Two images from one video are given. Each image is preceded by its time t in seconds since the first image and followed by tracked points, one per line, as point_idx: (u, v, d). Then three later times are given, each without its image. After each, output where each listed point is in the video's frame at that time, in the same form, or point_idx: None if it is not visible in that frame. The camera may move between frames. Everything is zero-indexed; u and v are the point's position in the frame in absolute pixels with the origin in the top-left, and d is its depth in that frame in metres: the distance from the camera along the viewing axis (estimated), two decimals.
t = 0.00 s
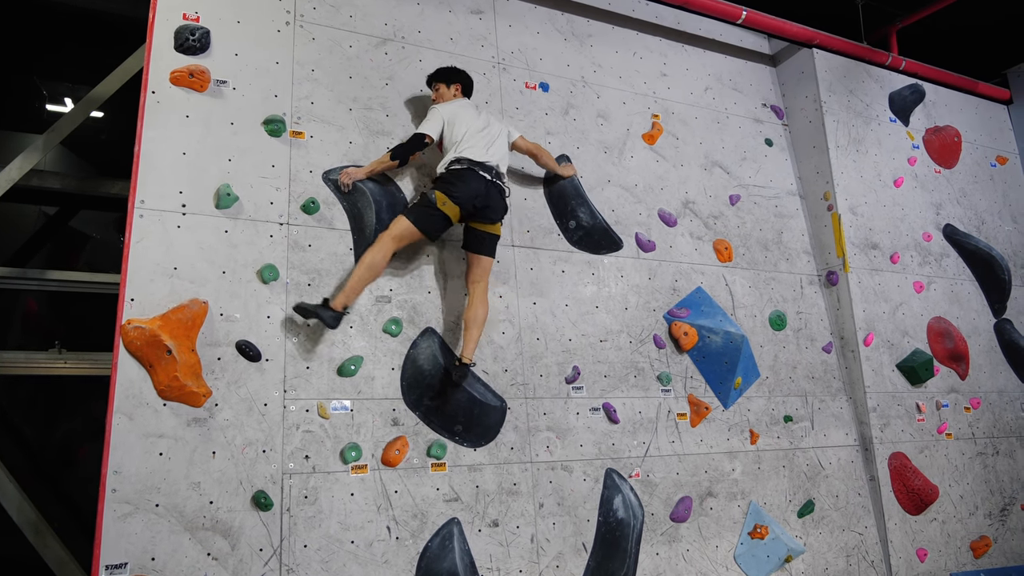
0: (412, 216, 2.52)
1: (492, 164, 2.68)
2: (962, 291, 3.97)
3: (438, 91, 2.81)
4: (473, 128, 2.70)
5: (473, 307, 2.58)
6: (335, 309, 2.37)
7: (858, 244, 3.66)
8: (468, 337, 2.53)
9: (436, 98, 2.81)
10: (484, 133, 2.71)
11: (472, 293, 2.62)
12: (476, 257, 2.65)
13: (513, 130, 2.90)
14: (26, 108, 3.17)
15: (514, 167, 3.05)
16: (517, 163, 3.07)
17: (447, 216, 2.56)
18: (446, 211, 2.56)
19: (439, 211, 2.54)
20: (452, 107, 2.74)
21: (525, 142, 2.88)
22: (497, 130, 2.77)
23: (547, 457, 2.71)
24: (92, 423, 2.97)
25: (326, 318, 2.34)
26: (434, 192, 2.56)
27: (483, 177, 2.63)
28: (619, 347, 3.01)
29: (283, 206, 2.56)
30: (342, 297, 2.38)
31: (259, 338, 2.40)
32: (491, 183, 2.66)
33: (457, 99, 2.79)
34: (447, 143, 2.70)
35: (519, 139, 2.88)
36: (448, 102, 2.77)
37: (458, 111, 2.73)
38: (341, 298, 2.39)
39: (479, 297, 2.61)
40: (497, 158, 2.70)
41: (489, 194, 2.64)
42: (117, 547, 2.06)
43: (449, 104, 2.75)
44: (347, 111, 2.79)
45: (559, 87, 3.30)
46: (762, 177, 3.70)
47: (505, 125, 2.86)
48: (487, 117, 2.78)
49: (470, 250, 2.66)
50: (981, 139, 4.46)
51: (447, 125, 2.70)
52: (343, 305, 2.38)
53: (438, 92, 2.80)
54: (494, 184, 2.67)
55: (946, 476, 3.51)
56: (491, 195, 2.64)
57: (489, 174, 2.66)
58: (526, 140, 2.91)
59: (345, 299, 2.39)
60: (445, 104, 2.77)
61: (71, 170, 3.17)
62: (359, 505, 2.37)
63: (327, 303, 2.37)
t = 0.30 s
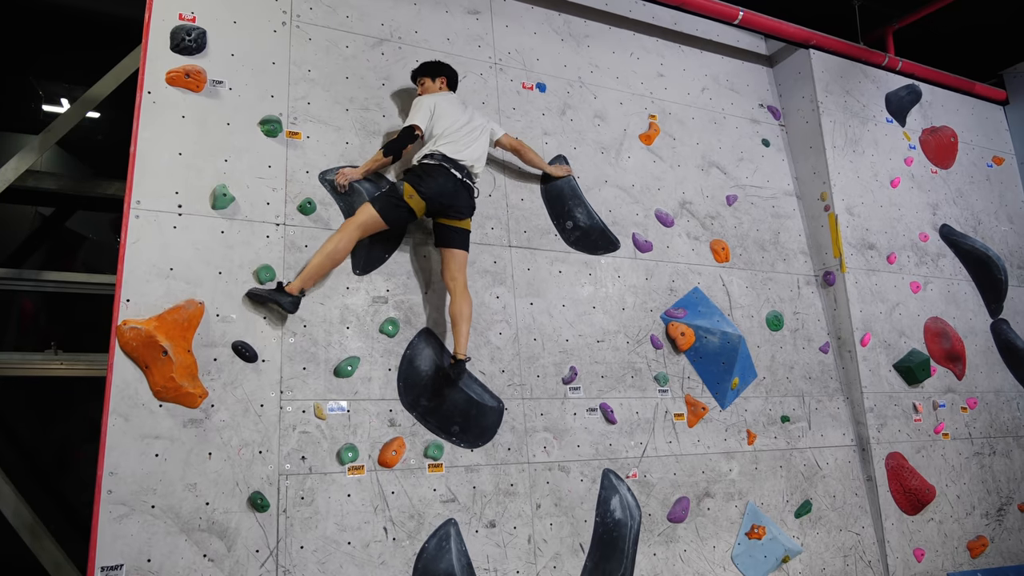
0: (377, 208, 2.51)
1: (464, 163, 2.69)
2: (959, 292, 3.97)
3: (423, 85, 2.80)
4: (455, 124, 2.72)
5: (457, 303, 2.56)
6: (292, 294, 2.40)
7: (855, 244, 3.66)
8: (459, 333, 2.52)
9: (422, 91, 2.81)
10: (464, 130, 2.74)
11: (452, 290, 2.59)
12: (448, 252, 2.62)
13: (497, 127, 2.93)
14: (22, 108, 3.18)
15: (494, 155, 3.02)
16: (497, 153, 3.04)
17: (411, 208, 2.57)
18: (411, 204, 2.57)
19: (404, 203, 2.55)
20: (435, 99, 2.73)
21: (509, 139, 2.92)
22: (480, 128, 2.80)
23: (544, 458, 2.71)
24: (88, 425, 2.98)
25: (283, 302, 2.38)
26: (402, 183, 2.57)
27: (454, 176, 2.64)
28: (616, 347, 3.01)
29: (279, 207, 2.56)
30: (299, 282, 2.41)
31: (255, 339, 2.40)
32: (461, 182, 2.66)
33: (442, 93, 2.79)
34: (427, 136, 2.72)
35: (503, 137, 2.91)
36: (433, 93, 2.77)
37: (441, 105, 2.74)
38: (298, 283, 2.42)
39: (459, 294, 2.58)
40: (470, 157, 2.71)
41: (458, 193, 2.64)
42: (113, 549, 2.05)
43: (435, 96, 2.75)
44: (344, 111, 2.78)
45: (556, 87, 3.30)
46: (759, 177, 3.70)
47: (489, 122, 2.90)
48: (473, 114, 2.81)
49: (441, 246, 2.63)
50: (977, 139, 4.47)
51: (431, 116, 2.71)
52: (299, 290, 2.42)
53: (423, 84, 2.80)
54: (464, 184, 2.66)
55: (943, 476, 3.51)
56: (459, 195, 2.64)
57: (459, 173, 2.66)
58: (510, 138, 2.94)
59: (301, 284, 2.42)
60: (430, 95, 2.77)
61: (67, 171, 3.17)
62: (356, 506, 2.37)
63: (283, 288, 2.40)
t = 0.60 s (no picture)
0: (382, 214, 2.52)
1: (465, 166, 2.73)
2: (956, 292, 3.98)
3: (414, 86, 2.79)
4: (453, 126, 2.74)
5: (456, 304, 2.57)
6: (302, 303, 2.40)
7: (852, 245, 3.67)
8: (458, 333, 2.53)
9: (414, 93, 2.80)
10: (462, 133, 2.77)
11: (450, 291, 2.60)
12: (447, 253, 2.63)
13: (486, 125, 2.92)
14: (21, 108, 3.17)
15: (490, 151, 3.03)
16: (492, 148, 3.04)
17: (416, 213, 2.58)
18: (416, 209, 2.58)
19: (408, 207, 2.56)
20: (429, 100, 2.73)
21: (500, 136, 2.92)
22: (473, 130, 2.82)
23: (542, 458, 2.72)
24: (87, 425, 2.98)
25: (294, 312, 2.37)
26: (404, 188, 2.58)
27: (455, 179, 2.67)
28: (614, 348, 3.01)
29: (278, 207, 2.56)
30: (307, 290, 2.41)
31: (254, 339, 2.40)
32: (462, 184, 2.70)
33: (435, 94, 2.78)
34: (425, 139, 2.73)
35: (495, 134, 2.92)
36: (428, 95, 2.76)
37: (437, 107, 2.74)
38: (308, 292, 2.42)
39: (457, 294, 2.59)
40: (468, 159, 2.74)
41: (459, 195, 2.67)
42: (111, 549, 2.05)
43: (430, 98, 2.75)
44: (343, 112, 2.79)
45: (555, 88, 3.30)
46: (757, 178, 3.71)
47: (478, 120, 2.89)
48: (466, 116, 2.83)
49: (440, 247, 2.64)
50: (975, 140, 4.48)
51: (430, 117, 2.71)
52: (308, 297, 2.41)
53: (415, 86, 2.79)
54: (464, 187, 2.70)
55: (940, 476, 3.52)
56: (460, 197, 2.67)
57: (460, 176, 2.70)
58: (501, 135, 2.94)
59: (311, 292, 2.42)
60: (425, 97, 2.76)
61: (66, 172, 3.17)
62: (355, 506, 2.37)
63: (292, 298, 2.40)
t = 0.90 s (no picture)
0: (397, 220, 2.53)
1: (472, 167, 2.73)
2: (955, 291, 3.99)
3: (413, 88, 2.78)
4: (455, 128, 2.74)
5: (458, 304, 2.59)
6: (340, 318, 2.34)
7: (851, 244, 3.68)
8: (458, 333, 2.54)
9: (413, 94, 2.79)
10: (466, 134, 2.77)
11: (455, 291, 2.62)
12: (454, 254, 2.66)
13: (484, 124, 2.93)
14: (18, 106, 3.19)
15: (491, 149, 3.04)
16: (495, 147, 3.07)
17: (430, 216, 2.60)
18: (430, 212, 2.59)
19: (422, 212, 2.58)
20: (427, 103, 2.70)
21: (496, 134, 2.93)
22: (474, 131, 2.82)
23: (541, 457, 2.72)
24: (85, 423, 2.98)
25: (334, 329, 2.32)
26: (416, 192, 2.58)
27: (465, 179, 2.67)
28: (613, 347, 3.02)
29: (276, 205, 2.56)
30: (344, 306, 2.35)
31: (252, 338, 2.40)
32: (470, 185, 2.70)
33: (434, 95, 2.77)
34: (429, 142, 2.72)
35: (493, 132, 2.93)
36: (429, 97, 2.75)
37: (439, 109, 2.73)
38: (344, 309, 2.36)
39: (460, 294, 2.61)
40: (474, 159, 2.74)
41: (469, 195, 2.68)
42: (110, 547, 2.05)
43: (431, 100, 2.74)
44: (341, 110, 2.79)
45: (554, 87, 3.30)
46: (756, 177, 3.72)
47: (476, 120, 2.89)
48: (467, 118, 2.82)
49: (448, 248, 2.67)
50: (974, 140, 4.48)
51: (431, 120, 2.69)
52: (346, 312, 2.36)
53: (415, 88, 2.78)
54: (473, 187, 2.71)
55: (938, 475, 3.52)
56: (471, 198, 2.69)
57: (468, 176, 2.69)
58: (498, 133, 2.96)
59: (347, 308, 2.36)
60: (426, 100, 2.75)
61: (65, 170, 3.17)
62: (353, 505, 2.37)
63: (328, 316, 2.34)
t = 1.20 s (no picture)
0: (387, 220, 2.51)
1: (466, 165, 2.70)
2: (953, 293, 3.99)
3: (417, 97, 2.84)
4: (454, 130, 2.75)
5: (457, 304, 2.60)
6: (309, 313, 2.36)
7: (850, 246, 3.68)
8: (458, 332, 2.55)
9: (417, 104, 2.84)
10: (465, 136, 2.77)
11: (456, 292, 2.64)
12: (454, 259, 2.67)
13: (491, 134, 2.93)
14: (17, 108, 3.18)
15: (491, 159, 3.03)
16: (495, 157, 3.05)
17: (420, 215, 2.56)
18: (420, 210, 2.56)
19: (413, 210, 2.55)
20: (428, 106, 2.75)
21: (503, 144, 2.92)
22: (477, 136, 2.82)
23: (541, 459, 2.72)
24: (83, 424, 2.97)
25: (302, 321, 2.32)
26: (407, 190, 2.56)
27: (456, 177, 2.64)
28: (612, 349, 3.02)
29: (276, 207, 2.56)
30: (315, 300, 2.38)
31: (252, 339, 2.40)
32: (464, 183, 2.67)
33: (437, 102, 2.81)
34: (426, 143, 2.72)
35: (499, 143, 2.92)
36: (430, 102, 2.79)
37: (438, 112, 2.76)
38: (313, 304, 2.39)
39: (461, 295, 2.62)
40: (471, 160, 2.73)
41: (462, 194, 2.65)
42: (109, 549, 2.05)
43: (432, 104, 2.77)
44: (341, 112, 2.79)
45: (553, 89, 3.31)
46: (755, 179, 3.72)
47: (484, 129, 2.90)
48: (468, 123, 2.83)
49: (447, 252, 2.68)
50: (972, 142, 4.49)
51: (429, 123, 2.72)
52: (317, 307, 2.38)
53: (417, 96, 2.83)
54: (466, 185, 2.68)
55: (937, 477, 3.53)
56: (463, 196, 2.65)
57: (461, 175, 2.66)
58: (506, 144, 2.94)
59: (316, 303, 2.38)
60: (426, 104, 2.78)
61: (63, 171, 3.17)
62: (353, 507, 2.37)
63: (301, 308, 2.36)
